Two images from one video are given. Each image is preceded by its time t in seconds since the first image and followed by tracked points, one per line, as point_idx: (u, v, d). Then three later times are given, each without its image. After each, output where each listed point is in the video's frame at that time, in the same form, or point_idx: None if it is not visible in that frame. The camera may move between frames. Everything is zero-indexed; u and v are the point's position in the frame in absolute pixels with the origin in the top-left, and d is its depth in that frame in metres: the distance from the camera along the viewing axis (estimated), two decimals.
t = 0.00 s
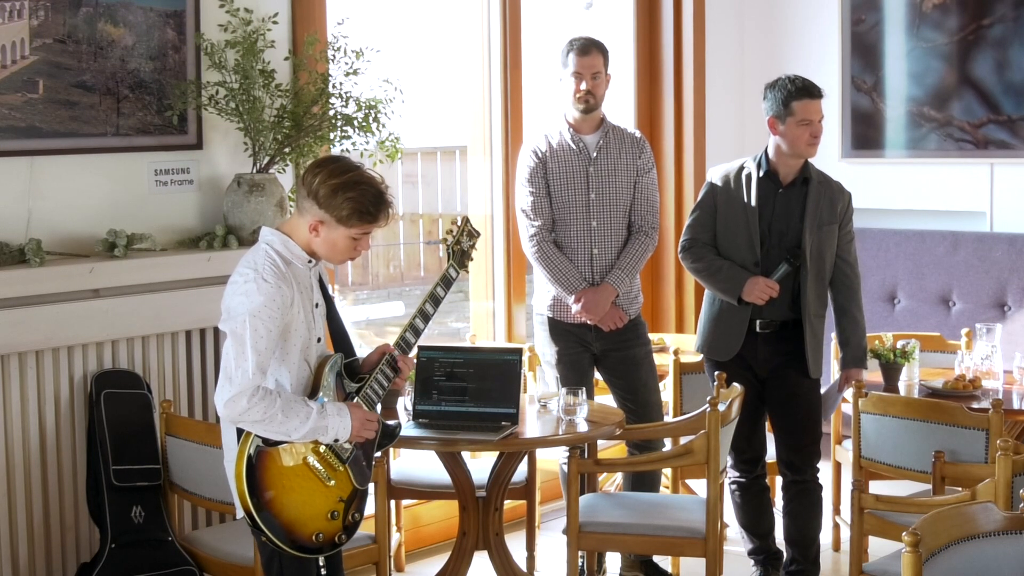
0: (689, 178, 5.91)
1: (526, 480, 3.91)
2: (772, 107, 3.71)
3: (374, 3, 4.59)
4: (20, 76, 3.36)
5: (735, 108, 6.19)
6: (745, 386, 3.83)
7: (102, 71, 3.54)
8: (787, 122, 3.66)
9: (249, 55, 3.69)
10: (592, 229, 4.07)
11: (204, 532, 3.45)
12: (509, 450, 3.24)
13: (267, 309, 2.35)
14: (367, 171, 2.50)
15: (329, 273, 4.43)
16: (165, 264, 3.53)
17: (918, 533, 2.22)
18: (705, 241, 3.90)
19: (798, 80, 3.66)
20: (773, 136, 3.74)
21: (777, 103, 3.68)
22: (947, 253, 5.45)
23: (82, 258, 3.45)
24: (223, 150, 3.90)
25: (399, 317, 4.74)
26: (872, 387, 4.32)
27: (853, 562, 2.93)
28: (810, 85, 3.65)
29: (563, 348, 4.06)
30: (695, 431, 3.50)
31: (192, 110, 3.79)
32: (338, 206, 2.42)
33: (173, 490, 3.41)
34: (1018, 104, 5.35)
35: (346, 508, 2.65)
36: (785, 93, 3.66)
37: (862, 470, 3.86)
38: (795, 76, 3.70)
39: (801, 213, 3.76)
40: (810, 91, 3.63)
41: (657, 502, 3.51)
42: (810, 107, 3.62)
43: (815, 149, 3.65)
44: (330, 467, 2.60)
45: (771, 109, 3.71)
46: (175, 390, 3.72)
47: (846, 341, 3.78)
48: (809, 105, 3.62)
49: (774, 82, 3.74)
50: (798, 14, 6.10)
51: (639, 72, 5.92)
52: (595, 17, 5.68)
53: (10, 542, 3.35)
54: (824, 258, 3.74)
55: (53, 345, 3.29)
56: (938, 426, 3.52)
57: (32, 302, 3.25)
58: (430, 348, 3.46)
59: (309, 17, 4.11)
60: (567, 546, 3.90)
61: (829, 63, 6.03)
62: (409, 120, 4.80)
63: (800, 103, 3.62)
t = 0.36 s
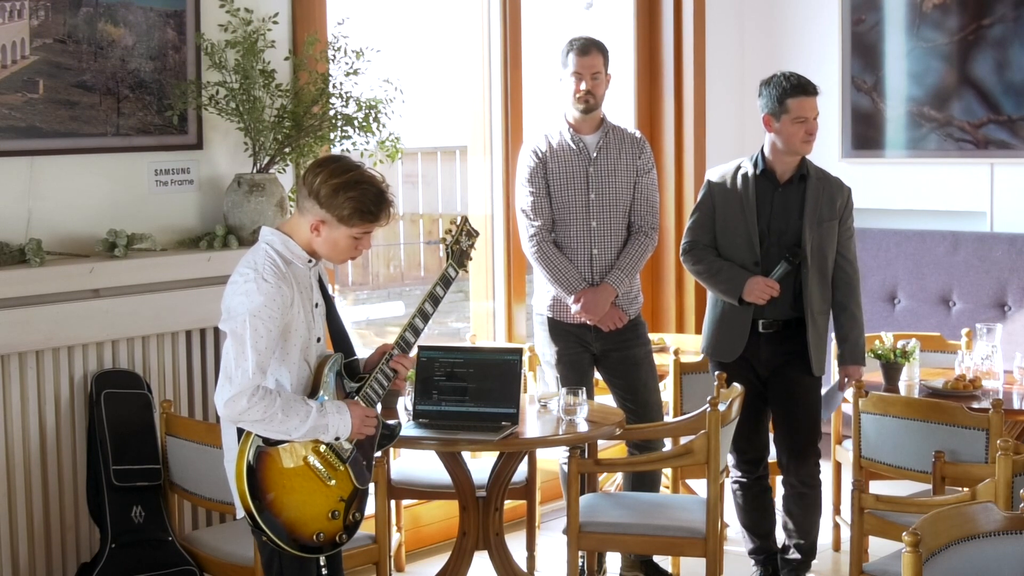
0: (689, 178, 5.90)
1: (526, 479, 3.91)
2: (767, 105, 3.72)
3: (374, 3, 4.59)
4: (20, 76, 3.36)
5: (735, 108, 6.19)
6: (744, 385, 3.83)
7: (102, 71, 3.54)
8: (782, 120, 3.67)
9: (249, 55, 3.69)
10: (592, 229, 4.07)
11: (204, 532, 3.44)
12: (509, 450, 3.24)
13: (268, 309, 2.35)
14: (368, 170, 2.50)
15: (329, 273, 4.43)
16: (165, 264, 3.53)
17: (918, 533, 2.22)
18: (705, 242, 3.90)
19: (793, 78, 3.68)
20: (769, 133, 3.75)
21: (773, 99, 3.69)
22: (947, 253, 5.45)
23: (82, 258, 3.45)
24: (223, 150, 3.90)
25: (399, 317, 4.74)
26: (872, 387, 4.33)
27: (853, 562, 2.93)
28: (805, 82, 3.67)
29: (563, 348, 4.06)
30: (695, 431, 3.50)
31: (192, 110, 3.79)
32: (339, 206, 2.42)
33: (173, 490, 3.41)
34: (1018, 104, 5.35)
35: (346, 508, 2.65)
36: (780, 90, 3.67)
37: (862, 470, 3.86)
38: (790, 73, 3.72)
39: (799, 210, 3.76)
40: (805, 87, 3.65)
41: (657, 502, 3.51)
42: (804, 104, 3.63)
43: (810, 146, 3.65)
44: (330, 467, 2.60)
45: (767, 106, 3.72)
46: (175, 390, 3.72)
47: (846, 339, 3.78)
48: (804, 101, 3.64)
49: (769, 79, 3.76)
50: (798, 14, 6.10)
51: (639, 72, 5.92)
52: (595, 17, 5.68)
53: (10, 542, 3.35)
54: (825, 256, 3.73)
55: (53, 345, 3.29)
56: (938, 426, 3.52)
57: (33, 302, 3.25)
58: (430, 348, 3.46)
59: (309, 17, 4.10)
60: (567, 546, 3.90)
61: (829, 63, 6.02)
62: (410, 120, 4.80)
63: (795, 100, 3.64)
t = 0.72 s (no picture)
0: (689, 178, 5.90)
1: (526, 479, 3.91)
2: (775, 103, 3.70)
3: (374, 3, 4.59)
4: (20, 76, 3.36)
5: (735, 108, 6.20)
6: (745, 386, 3.83)
7: (102, 71, 3.55)
8: (790, 119, 3.66)
9: (249, 55, 3.69)
10: (590, 229, 4.07)
11: (203, 532, 3.44)
12: (509, 450, 3.24)
13: (266, 308, 2.35)
14: (367, 172, 2.51)
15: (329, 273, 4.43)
16: (165, 264, 3.53)
17: (918, 533, 2.22)
18: (715, 243, 3.91)
19: (802, 76, 3.64)
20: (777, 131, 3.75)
21: (781, 99, 3.67)
22: (947, 253, 5.45)
23: (82, 258, 3.45)
24: (223, 151, 3.90)
25: (399, 317, 4.74)
26: (872, 387, 4.33)
27: (853, 561, 2.93)
28: (814, 81, 3.63)
29: (563, 348, 4.06)
30: (695, 431, 3.50)
31: (192, 110, 3.79)
32: (340, 207, 2.42)
33: (173, 490, 3.41)
34: (1018, 104, 5.35)
35: (344, 508, 2.65)
36: (788, 88, 3.64)
37: (862, 470, 3.85)
38: (800, 70, 3.68)
39: (808, 207, 3.76)
40: (814, 88, 3.62)
41: (657, 502, 3.51)
42: (813, 105, 3.61)
43: (817, 146, 3.65)
44: (328, 468, 2.60)
45: (774, 104, 3.70)
46: (175, 390, 3.72)
47: (851, 337, 3.76)
48: (813, 102, 3.61)
49: (778, 75, 3.72)
50: (798, 14, 6.10)
51: (639, 72, 5.92)
52: (595, 17, 5.68)
53: (10, 542, 3.35)
54: (836, 251, 3.72)
55: (53, 345, 3.29)
56: (938, 426, 3.52)
57: (33, 302, 3.25)
58: (430, 348, 3.46)
59: (309, 16, 4.10)
60: (567, 546, 3.90)
61: (829, 63, 6.02)
62: (409, 120, 4.81)
63: (804, 101, 3.61)
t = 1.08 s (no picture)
0: (689, 178, 5.90)
1: (526, 479, 3.90)
2: (792, 102, 3.70)
3: (374, 3, 4.59)
4: (20, 76, 3.36)
5: (735, 108, 6.20)
6: (745, 386, 3.83)
7: (102, 71, 3.55)
8: (807, 119, 3.65)
9: (249, 55, 3.69)
10: (590, 229, 4.07)
11: (203, 532, 3.44)
12: (509, 450, 3.24)
13: (264, 308, 2.35)
14: (367, 173, 2.51)
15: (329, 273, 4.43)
16: (165, 264, 3.53)
17: (918, 533, 2.22)
18: (729, 243, 3.91)
19: (820, 76, 3.63)
20: (792, 131, 3.74)
21: (799, 98, 3.66)
22: (947, 253, 5.45)
23: (82, 258, 3.45)
24: (223, 151, 3.90)
25: (399, 317, 4.74)
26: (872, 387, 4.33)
27: (853, 561, 2.93)
28: (834, 82, 3.62)
29: (563, 348, 4.06)
30: (695, 430, 3.50)
31: (192, 110, 3.79)
32: (339, 208, 2.42)
33: (173, 490, 3.41)
34: (1018, 104, 5.35)
35: (342, 508, 2.64)
36: (806, 88, 3.63)
37: (862, 470, 3.85)
38: (818, 70, 3.67)
39: (822, 206, 3.76)
40: (832, 89, 3.61)
41: (657, 502, 3.51)
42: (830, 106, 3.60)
43: (834, 146, 3.65)
44: (326, 468, 2.60)
45: (792, 103, 3.70)
46: (175, 390, 3.72)
47: (857, 339, 3.72)
48: (831, 103, 3.60)
49: (796, 75, 3.72)
50: (798, 14, 6.10)
51: (639, 73, 5.92)
52: (595, 17, 5.68)
53: (10, 543, 3.35)
54: (850, 251, 3.71)
55: (53, 345, 3.29)
56: (938, 426, 3.52)
57: (33, 302, 3.25)
58: (430, 348, 3.46)
59: (309, 17, 4.11)
60: (567, 546, 3.90)
61: (829, 64, 6.03)
62: (409, 120, 4.81)
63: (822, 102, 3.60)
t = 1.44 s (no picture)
0: (689, 178, 5.90)
1: (526, 479, 3.90)
2: (806, 101, 3.69)
3: (374, 3, 4.59)
4: (20, 76, 3.36)
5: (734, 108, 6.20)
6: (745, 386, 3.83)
7: (102, 71, 3.55)
8: (820, 119, 3.65)
9: (249, 55, 3.69)
10: (589, 229, 4.07)
11: (203, 532, 3.44)
12: (510, 450, 3.24)
13: (263, 307, 2.35)
14: (366, 172, 2.51)
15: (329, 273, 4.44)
16: (165, 263, 3.53)
17: (919, 534, 2.22)
18: (735, 240, 3.89)
19: (836, 76, 3.63)
20: (804, 130, 3.74)
21: (814, 97, 3.66)
22: (947, 253, 5.45)
23: (82, 258, 3.45)
24: (223, 151, 3.90)
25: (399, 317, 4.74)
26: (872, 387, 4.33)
27: (853, 562, 2.93)
28: (849, 82, 3.63)
29: (563, 348, 4.06)
30: (695, 430, 3.50)
31: (192, 110, 3.79)
32: (337, 206, 2.42)
33: (173, 490, 3.41)
34: (1018, 104, 5.34)
35: (341, 508, 2.64)
36: (821, 88, 3.63)
37: (862, 470, 3.85)
38: (833, 70, 3.67)
39: (831, 207, 3.76)
40: (846, 90, 3.62)
41: (657, 502, 3.51)
42: (845, 107, 3.61)
43: (845, 147, 3.66)
44: (326, 467, 2.60)
45: (805, 102, 3.69)
46: (175, 390, 3.72)
47: (860, 338, 3.72)
48: (846, 104, 3.62)
49: (809, 74, 3.72)
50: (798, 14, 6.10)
51: (639, 73, 5.92)
52: (595, 17, 5.68)
53: (10, 543, 3.35)
54: (857, 252, 3.72)
55: (53, 345, 3.29)
56: (938, 426, 3.52)
57: (33, 303, 3.25)
58: (430, 348, 3.46)
59: (309, 17, 4.11)
60: (567, 546, 3.90)
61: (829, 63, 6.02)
62: (409, 120, 4.81)
63: (839, 102, 3.61)
